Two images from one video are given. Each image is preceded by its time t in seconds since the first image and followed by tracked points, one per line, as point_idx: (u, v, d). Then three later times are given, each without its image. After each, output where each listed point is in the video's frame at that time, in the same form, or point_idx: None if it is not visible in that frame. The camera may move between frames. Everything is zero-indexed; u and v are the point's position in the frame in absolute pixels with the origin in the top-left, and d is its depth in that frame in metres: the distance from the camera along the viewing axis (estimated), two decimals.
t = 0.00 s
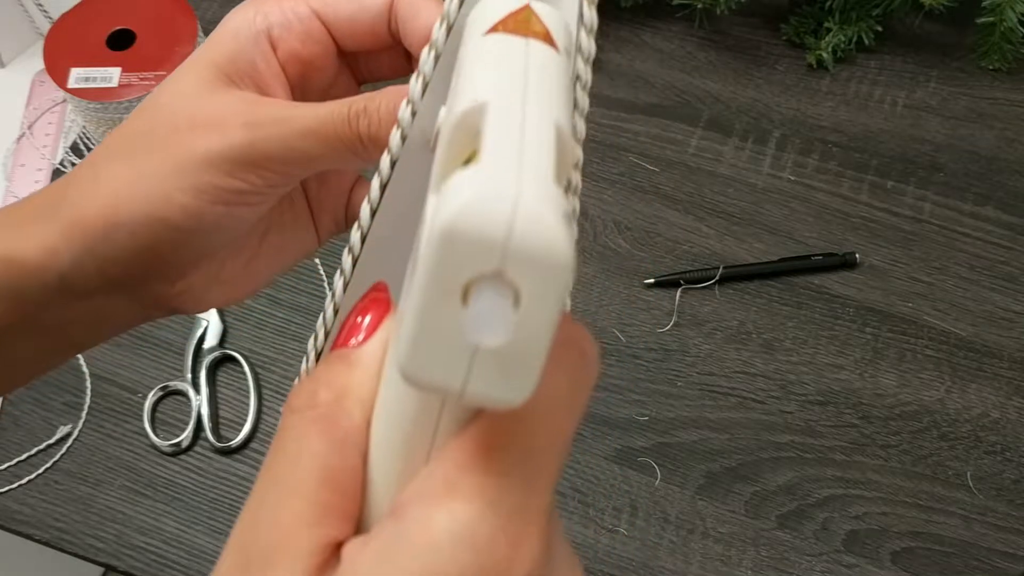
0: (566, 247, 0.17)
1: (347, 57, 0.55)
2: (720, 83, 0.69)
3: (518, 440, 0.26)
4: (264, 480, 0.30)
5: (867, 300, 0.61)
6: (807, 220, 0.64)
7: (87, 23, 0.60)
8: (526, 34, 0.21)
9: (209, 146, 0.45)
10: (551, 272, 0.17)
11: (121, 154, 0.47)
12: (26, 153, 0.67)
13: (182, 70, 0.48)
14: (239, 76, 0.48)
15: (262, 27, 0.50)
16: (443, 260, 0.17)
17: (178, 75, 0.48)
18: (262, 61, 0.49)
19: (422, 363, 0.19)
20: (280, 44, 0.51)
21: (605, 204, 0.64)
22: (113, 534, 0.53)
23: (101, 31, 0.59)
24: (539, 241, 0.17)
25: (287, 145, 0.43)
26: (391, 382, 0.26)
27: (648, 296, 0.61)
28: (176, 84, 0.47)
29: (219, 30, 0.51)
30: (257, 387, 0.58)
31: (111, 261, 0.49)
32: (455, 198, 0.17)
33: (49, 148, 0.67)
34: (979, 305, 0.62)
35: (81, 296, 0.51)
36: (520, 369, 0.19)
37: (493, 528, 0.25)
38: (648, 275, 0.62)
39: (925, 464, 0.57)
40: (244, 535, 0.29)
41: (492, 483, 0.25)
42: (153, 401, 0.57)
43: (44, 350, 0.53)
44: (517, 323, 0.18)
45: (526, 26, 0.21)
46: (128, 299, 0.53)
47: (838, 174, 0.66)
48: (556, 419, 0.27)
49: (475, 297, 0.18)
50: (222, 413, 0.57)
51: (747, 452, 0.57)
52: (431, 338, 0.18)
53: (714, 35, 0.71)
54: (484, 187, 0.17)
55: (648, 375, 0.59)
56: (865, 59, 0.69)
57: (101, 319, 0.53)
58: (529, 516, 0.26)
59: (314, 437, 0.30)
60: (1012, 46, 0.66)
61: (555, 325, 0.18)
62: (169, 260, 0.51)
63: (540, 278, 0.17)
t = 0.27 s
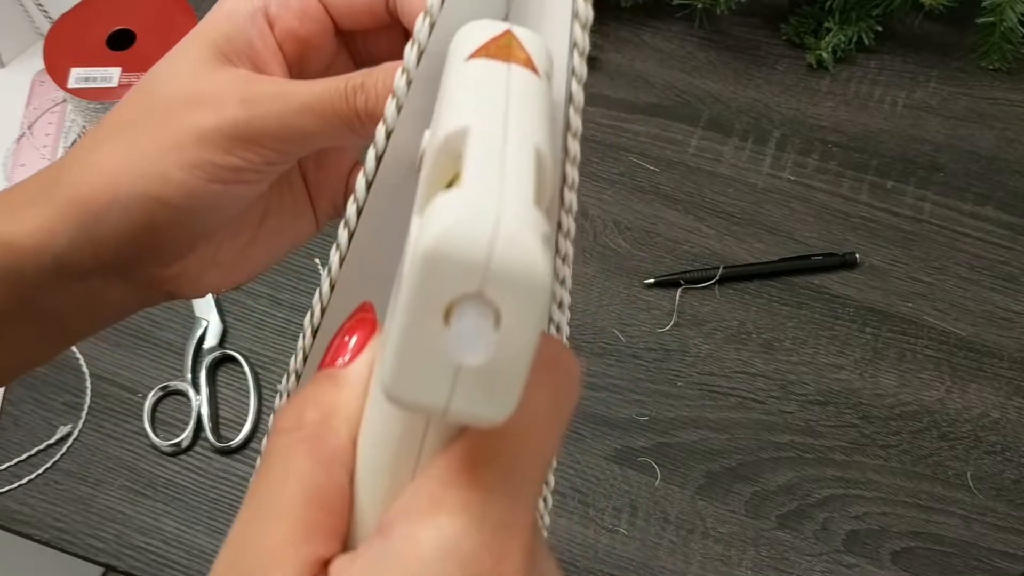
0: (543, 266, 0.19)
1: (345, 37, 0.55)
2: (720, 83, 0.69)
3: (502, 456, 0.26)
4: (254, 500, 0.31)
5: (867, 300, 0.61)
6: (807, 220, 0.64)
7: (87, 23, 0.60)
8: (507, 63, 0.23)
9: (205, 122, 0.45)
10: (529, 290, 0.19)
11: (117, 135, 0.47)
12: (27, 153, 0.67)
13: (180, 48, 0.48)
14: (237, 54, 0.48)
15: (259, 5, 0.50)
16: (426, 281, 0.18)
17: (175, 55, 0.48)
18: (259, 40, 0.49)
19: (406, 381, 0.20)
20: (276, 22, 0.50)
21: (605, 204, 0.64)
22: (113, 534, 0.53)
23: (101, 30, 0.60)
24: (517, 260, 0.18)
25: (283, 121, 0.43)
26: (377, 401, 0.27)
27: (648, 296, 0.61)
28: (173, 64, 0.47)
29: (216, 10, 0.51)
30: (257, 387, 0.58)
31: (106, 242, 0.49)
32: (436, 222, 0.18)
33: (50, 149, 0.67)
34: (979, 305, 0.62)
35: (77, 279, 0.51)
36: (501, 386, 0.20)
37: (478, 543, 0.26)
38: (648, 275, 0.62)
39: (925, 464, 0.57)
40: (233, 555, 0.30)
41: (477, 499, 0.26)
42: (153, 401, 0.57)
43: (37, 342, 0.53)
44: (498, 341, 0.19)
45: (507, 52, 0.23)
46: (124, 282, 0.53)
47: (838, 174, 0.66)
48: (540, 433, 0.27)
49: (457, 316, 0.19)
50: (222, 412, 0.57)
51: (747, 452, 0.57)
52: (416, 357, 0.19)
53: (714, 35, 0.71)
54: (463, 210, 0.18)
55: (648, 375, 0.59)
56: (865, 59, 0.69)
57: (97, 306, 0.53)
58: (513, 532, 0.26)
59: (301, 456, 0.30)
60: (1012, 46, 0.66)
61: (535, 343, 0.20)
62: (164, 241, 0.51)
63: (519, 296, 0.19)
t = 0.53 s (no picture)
0: (532, 281, 0.19)
1: (343, 27, 0.55)
2: (720, 83, 0.69)
3: (491, 469, 0.26)
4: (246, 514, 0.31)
5: (868, 300, 0.61)
6: (807, 220, 0.64)
7: (88, 23, 0.60)
8: (493, 81, 0.23)
9: (201, 105, 0.45)
10: (517, 305, 0.19)
11: (113, 121, 0.47)
12: (27, 153, 0.67)
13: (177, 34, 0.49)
14: (233, 39, 0.48)
15: None
16: (414, 297, 0.19)
17: (173, 41, 0.48)
18: (256, 26, 0.50)
19: (396, 394, 0.20)
20: (274, 9, 0.51)
21: (605, 204, 0.64)
22: (113, 534, 0.53)
23: (101, 30, 0.59)
24: (505, 277, 0.18)
25: (278, 106, 0.43)
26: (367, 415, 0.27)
27: (648, 297, 0.61)
28: (170, 50, 0.48)
29: None
30: (257, 386, 0.58)
31: (100, 228, 0.49)
32: (425, 239, 0.18)
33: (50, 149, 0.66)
34: (979, 305, 0.62)
35: (71, 267, 0.51)
36: (490, 399, 0.20)
37: (468, 557, 0.26)
38: (648, 275, 0.62)
39: (925, 463, 0.57)
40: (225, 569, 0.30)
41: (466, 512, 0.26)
42: (153, 401, 0.57)
43: (27, 334, 0.52)
44: (487, 356, 0.19)
45: (494, 70, 0.23)
46: (119, 271, 0.53)
47: (838, 174, 0.66)
48: (529, 446, 0.27)
49: (447, 332, 0.19)
50: (222, 412, 0.57)
51: (747, 452, 0.57)
52: (406, 371, 0.20)
53: (714, 35, 0.71)
54: (451, 227, 0.18)
55: (648, 375, 0.59)
56: (865, 59, 0.69)
57: (90, 297, 0.53)
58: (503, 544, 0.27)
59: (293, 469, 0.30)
60: (1012, 46, 0.66)
61: (524, 357, 0.20)
62: (158, 226, 0.51)
63: (507, 313, 0.19)
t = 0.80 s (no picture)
0: (522, 303, 0.19)
1: (343, 12, 0.54)
2: (720, 83, 0.69)
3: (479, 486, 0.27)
4: (235, 532, 0.31)
5: (867, 300, 0.61)
6: (807, 220, 0.64)
7: (88, 23, 0.60)
8: (485, 102, 0.24)
9: (199, 87, 0.45)
10: (507, 326, 0.19)
11: (111, 105, 0.47)
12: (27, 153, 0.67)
13: (176, 19, 0.49)
14: (232, 23, 0.49)
15: None
16: (405, 317, 0.19)
17: (172, 26, 0.48)
18: (254, 11, 0.50)
19: (387, 414, 0.20)
20: None
21: (605, 204, 0.64)
22: (113, 534, 0.53)
23: (101, 30, 0.60)
24: (495, 298, 0.18)
25: (276, 87, 0.43)
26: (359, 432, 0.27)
27: (648, 297, 0.61)
28: (169, 34, 0.48)
29: None
30: (257, 386, 0.58)
31: (99, 212, 0.49)
32: (417, 260, 0.19)
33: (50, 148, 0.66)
34: (979, 305, 0.62)
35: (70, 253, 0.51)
36: (479, 421, 0.20)
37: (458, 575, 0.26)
38: (648, 275, 0.62)
39: (925, 463, 0.57)
40: None
41: (457, 530, 0.26)
42: (153, 401, 0.57)
43: (26, 324, 0.52)
44: (477, 377, 0.19)
45: (485, 90, 0.24)
46: (118, 258, 0.54)
47: (838, 174, 0.66)
48: (518, 468, 0.28)
49: (437, 353, 0.19)
50: (222, 412, 0.57)
51: (747, 452, 0.57)
52: (396, 391, 0.20)
53: (714, 35, 0.71)
54: (443, 248, 0.19)
55: (648, 375, 0.59)
56: (865, 59, 0.69)
57: (90, 284, 0.53)
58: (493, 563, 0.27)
59: (284, 487, 0.30)
60: (1012, 46, 0.66)
61: (513, 379, 0.20)
62: (157, 210, 0.51)
63: (497, 334, 0.19)
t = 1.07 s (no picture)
0: (520, 334, 0.19)
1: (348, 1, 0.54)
2: (720, 83, 0.69)
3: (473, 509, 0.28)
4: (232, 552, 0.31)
5: (867, 300, 0.61)
6: (807, 220, 0.64)
7: (89, 24, 0.60)
8: (482, 130, 0.24)
9: (203, 74, 0.45)
10: (505, 356, 0.19)
11: (115, 92, 0.47)
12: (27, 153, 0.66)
13: (181, 7, 0.49)
14: (237, 12, 0.49)
15: None
16: (406, 346, 0.19)
17: (177, 14, 0.48)
18: None
19: (386, 441, 0.21)
20: None
21: (605, 204, 0.64)
22: (113, 534, 0.53)
23: (101, 30, 0.59)
24: (494, 328, 0.19)
25: (279, 74, 0.43)
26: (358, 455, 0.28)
27: (648, 297, 0.61)
28: (174, 22, 0.48)
29: None
30: (257, 386, 0.58)
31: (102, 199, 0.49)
32: (417, 290, 0.19)
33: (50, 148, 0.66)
34: (979, 305, 0.62)
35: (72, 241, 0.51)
36: (477, 448, 0.21)
37: None
38: (648, 275, 0.62)
39: (925, 463, 0.57)
40: None
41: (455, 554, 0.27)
42: (153, 401, 0.57)
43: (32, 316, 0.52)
44: (475, 404, 0.20)
45: (483, 119, 0.25)
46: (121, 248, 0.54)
47: (838, 174, 0.66)
48: (515, 492, 0.29)
49: (436, 382, 0.20)
50: (222, 412, 0.57)
51: (747, 452, 0.57)
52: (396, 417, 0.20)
53: (714, 35, 0.71)
54: (442, 279, 0.19)
55: (648, 375, 0.59)
56: (865, 59, 0.70)
57: (94, 273, 0.53)
58: None
59: (282, 508, 0.31)
60: (1012, 46, 0.66)
61: (511, 406, 0.20)
62: (160, 198, 0.51)
63: (496, 363, 0.19)
